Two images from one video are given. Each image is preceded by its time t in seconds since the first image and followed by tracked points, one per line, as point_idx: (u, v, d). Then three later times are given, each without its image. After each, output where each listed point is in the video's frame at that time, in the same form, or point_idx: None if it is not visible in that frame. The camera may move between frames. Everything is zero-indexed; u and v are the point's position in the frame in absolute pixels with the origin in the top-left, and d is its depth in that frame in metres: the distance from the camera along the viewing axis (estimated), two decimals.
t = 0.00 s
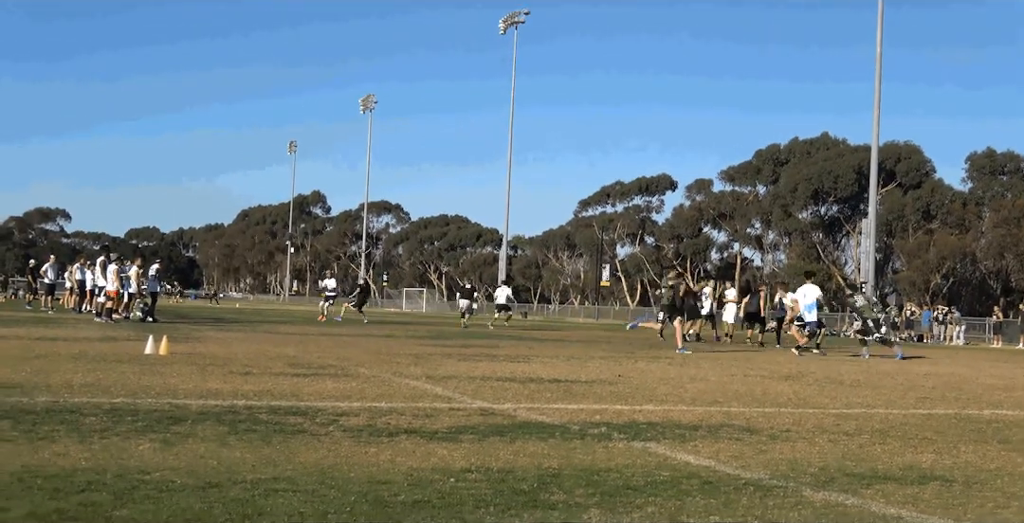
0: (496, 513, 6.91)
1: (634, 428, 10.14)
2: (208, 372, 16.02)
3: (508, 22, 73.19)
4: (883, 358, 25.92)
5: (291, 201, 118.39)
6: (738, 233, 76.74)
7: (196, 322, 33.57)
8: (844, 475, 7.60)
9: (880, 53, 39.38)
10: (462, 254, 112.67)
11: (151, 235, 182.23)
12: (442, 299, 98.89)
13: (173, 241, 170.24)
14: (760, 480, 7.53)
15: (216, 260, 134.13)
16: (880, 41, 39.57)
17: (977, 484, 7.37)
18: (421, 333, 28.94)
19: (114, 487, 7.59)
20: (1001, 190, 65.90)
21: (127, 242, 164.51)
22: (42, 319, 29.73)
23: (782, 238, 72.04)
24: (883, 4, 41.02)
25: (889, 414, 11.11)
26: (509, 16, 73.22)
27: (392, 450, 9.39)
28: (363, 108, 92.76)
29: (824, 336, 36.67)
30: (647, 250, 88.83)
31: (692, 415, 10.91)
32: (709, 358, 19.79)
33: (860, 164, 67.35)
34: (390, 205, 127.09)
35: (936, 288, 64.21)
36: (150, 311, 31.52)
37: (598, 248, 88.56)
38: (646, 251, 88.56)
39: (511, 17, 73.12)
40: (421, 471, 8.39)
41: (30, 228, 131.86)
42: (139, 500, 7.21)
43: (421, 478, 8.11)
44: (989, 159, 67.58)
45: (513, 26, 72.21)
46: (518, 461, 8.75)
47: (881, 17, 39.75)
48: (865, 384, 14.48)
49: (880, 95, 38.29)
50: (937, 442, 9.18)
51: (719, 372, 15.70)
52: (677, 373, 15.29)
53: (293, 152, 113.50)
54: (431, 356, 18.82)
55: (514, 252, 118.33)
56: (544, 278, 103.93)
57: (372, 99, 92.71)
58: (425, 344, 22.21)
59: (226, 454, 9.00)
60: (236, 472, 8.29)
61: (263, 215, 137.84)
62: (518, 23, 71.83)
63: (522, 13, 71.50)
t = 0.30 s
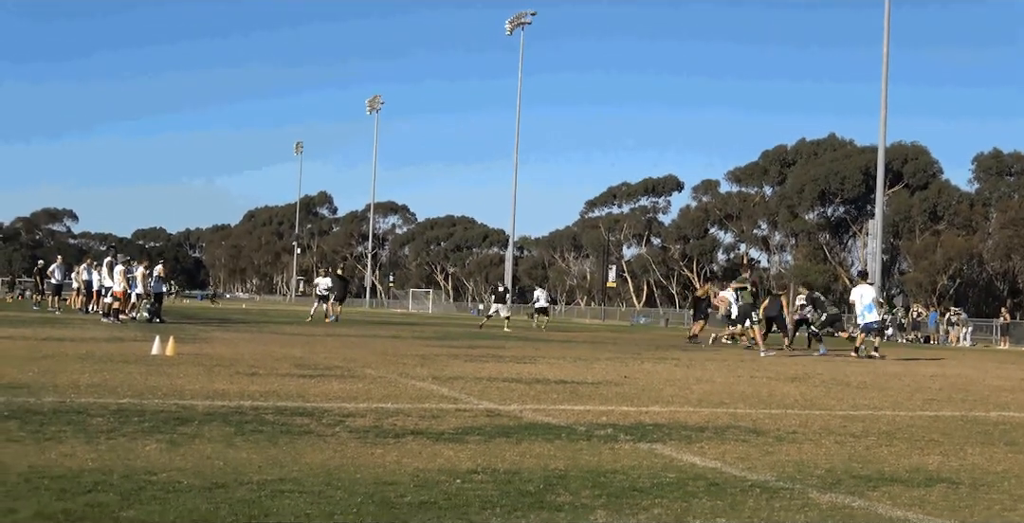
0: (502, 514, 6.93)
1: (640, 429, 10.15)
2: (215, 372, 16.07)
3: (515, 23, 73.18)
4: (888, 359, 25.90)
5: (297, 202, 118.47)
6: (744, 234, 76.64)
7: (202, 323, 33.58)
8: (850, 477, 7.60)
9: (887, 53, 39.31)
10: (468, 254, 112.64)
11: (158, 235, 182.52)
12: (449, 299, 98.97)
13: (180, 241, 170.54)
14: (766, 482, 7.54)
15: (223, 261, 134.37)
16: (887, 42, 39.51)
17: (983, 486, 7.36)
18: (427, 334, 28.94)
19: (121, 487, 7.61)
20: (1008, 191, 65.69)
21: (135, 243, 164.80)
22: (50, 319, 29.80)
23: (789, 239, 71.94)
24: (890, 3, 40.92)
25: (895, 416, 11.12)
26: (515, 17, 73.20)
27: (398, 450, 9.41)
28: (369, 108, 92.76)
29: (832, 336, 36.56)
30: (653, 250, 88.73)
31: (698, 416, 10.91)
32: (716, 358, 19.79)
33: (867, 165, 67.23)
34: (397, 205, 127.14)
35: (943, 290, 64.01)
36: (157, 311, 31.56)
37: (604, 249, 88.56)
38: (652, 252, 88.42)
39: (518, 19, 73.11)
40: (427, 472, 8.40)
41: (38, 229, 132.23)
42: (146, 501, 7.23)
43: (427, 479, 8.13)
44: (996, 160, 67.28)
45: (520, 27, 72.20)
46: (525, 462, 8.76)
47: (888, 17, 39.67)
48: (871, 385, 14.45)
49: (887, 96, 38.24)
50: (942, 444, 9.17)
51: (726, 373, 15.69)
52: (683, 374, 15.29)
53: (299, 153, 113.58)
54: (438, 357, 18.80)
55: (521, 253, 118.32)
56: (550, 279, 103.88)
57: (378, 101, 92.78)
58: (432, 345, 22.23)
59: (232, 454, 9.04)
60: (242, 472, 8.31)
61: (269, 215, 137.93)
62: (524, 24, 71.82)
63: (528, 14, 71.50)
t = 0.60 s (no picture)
0: (499, 513, 6.92)
1: (638, 429, 10.14)
2: (212, 371, 16.05)
3: (515, 23, 73.14)
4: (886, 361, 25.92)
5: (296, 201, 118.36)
6: (743, 235, 76.65)
7: (199, 322, 33.49)
8: (847, 478, 7.60)
9: (887, 55, 39.39)
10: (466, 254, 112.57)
11: (156, 234, 182.31)
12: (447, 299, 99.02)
13: (178, 240, 170.43)
14: (763, 482, 7.53)
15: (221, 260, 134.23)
16: (887, 43, 39.56)
17: (979, 486, 7.37)
18: (425, 334, 28.91)
19: (118, 485, 7.59)
20: (1006, 193, 65.75)
21: (132, 241, 164.56)
22: (47, 317, 29.80)
23: (787, 240, 71.93)
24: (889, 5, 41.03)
25: (892, 417, 11.12)
26: (515, 17, 73.23)
27: (395, 449, 9.40)
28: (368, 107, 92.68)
29: (830, 339, 36.53)
30: (652, 251, 88.74)
31: (695, 417, 10.90)
32: (714, 359, 19.79)
33: (867, 167, 67.29)
34: (395, 205, 127.08)
35: (941, 292, 64.08)
36: (155, 310, 31.53)
37: (602, 249, 88.58)
38: (651, 253, 88.42)
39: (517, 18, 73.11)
40: (424, 471, 8.39)
41: (36, 227, 132.02)
42: (143, 499, 7.21)
43: (424, 479, 8.11)
44: (994, 162, 67.26)
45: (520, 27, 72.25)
46: (522, 462, 8.75)
47: (888, 20, 39.69)
48: (869, 387, 14.45)
49: (886, 97, 38.28)
50: (940, 445, 9.18)
51: (723, 374, 15.69)
52: (680, 374, 15.28)
53: (297, 152, 113.45)
54: (436, 357, 18.78)
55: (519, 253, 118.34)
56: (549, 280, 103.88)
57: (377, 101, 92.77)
58: (429, 345, 22.20)
59: (229, 453, 9.03)
60: (239, 470, 8.31)
61: (268, 215, 137.78)
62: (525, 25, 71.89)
63: (528, 14, 71.56)
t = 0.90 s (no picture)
0: (469, 514, 6.86)
1: (608, 429, 10.10)
2: (182, 374, 15.88)
3: (486, 23, 73.09)
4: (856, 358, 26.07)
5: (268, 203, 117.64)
6: (714, 234, 76.96)
7: (169, 324, 33.16)
8: (816, 475, 7.59)
9: (855, 53, 39.66)
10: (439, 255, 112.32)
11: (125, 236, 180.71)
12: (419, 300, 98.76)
13: (148, 243, 168.95)
14: (733, 481, 7.51)
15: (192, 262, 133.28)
16: (856, 42, 39.82)
17: (948, 482, 7.38)
18: (397, 335, 28.77)
19: (85, 491, 7.47)
20: (974, 191, 66.40)
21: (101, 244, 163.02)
22: (14, 321, 29.41)
23: (758, 239, 72.26)
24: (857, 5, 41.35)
25: (861, 414, 11.15)
26: (486, 17, 73.09)
27: (365, 452, 9.31)
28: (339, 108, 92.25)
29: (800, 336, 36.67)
30: (623, 251, 88.89)
31: (666, 416, 10.88)
32: (685, 358, 19.83)
33: (836, 166, 67.82)
34: (367, 206, 126.65)
35: (911, 289, 64.58)
36: (124, 313, 31.29)
37: (574, 249, 88.68)
38: (622, 252, 88.59)
39: (488, 19, 73.07)
40: (394, 473, 8.32)
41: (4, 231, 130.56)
42: (111, 504, 7.10)
43: (395, 481, 8.04)
44: (963, 160, 67.83)
45: (491, 27, 72.14)
46: (493, 462, 8.69)
47: (856, 20, 39.96)
48: (839, 384, 14.50)
49: (855, 96, 38.52)
50: (909, 442, 9.19)
51: (694, 373, 15.69)
52: (651, 374, 15.27)
53: (269, 154, 112.76)
54: (407, 358, 18.68)
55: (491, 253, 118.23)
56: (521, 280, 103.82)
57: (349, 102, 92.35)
58: (400, 346, 22.09)
59: (198, 456, 8.91)
60: (208, 474, 8.19)
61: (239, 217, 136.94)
62: (496, 25, 71.80)
63: (500, 14, 71.48)
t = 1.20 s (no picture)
0: (436, 518, 6.81)
1: (576, 431, 10.08)
2: (148, 380, 15.66)
3: (451, 26, 73.03)
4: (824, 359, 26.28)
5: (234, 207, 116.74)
6: (681, 236, 77.30)
7: (135, 329, 32.77)
8: (782, 476, 7.61)
9: (819, 55, 40.01)
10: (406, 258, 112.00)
11: (90, 241, 178.69)
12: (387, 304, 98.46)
13: (113, 248, 167.12)
14: (700, 482, 7.52)
15: (157, 266, 132.25)
16: (820, 43, 40.18)
17: (913, 482, 7.43)
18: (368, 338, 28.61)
19: (48, 497, 7.33)
20: (937, 192, 67.23)
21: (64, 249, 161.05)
22: None
23: (724, 240, 72.60)
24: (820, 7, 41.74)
25: (828, 414, 11.22)
26: (452, 20, 72.98)
27: (333, 456, 9.23)
28: (306, 111, 91.80)
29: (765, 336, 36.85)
30: (591, 253, 89.01)
31: (634, 417, 10.88)
32: (652, 360, 19.90)
33: (802, 168, 68.36)
34: (334, 209, 126.08)
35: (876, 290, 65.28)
36: (89, 318, 30.89)
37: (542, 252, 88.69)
38: (590, 254, 88.76)
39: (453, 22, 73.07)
40: (361, 477, 8.24)
41: None
42: (75, 510, 6.99)
43: (362, 485, 7.97)
44: (926, 161, 68.64)
45: (456, 30, 72.02)
46: (460, 465, 8.64)
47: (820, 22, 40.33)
48: (806, 385, 14.59)
49: (819, 97, 38.83)
50: (875, 442, 9.26)
51: (663, 374, 15.72)
52: (619, 375, 15.28)
53: (235, 157, 111.96)
54: (374, 361, 18.57)
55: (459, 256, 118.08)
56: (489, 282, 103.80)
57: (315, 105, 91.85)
58: (366, 350, 21.97)
59: (164, 462, 8.78)
60: (173, 480, 8.08)
61: (204, 220, 135.74)
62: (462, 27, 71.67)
63: (465, 17, 71.37)
